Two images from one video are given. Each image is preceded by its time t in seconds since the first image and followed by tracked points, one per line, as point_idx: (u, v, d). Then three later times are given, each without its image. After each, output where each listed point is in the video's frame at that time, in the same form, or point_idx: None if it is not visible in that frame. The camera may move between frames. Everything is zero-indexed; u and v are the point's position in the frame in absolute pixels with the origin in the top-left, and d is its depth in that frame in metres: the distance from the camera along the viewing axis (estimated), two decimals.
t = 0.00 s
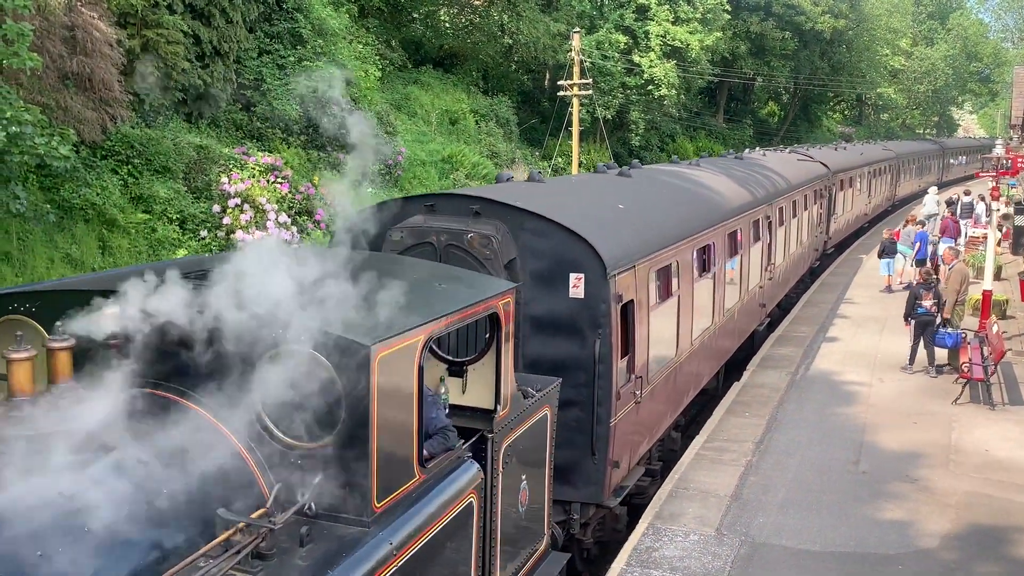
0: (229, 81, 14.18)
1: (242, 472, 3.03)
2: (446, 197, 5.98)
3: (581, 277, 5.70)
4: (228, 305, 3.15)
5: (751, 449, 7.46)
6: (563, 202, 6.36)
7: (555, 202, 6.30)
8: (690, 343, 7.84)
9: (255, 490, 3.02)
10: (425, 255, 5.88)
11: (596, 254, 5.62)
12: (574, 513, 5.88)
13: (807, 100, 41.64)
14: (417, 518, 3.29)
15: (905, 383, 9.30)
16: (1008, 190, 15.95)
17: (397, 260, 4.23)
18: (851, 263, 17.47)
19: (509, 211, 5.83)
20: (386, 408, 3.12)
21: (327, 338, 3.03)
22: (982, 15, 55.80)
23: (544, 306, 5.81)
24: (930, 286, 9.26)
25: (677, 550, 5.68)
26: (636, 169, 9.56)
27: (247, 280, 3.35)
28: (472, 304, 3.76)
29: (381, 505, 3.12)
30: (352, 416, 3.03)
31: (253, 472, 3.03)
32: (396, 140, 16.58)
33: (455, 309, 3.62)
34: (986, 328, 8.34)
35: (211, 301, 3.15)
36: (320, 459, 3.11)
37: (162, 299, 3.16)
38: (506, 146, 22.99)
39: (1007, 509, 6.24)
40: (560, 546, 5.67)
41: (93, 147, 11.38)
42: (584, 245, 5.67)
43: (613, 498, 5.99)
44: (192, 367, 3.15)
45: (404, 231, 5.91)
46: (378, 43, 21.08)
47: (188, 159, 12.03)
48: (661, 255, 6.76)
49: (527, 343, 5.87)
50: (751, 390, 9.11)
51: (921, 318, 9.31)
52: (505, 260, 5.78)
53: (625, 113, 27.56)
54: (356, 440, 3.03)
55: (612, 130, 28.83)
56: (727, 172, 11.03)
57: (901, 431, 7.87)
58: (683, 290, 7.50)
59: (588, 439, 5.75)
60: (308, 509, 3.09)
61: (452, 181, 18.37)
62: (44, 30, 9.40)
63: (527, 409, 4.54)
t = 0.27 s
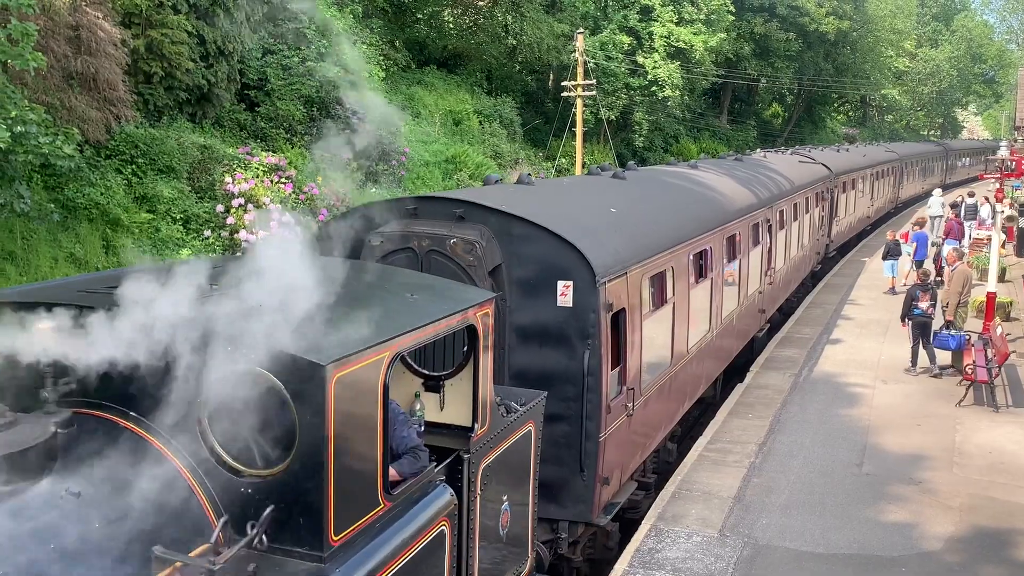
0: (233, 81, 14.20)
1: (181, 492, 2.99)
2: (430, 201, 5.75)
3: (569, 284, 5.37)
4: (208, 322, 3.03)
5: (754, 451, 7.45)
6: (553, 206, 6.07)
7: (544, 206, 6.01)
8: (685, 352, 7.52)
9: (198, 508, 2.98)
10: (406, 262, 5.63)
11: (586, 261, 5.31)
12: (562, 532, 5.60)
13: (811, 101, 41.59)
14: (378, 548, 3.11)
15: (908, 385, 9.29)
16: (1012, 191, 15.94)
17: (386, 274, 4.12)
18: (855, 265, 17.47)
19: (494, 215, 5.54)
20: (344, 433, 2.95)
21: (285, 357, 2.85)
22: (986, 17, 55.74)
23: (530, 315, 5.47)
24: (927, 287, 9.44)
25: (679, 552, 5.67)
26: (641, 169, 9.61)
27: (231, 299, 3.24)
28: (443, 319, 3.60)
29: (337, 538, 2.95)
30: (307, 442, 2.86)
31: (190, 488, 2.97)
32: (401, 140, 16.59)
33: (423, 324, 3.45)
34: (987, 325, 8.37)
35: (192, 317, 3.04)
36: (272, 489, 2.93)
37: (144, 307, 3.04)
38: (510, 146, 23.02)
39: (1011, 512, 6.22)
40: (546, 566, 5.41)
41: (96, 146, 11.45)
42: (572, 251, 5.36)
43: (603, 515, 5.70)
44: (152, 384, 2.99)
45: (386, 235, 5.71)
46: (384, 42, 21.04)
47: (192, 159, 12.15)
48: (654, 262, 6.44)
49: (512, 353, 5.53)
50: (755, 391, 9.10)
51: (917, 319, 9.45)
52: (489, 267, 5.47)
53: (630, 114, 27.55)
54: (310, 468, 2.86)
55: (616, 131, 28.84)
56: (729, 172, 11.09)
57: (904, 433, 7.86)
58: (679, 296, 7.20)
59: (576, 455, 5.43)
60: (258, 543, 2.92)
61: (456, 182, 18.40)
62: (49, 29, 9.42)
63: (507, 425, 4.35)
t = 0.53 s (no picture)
0: (240, 81, 14.21)
1: (121, 502, 2.91)
2: (413, 204, 5.49)
3: (557, 292, 5.09)
4: (169, 330, 2.89)
5: (760, 452, 7.44)
6: (543, 209, 5.78)
7: (534, 209, 5.72)
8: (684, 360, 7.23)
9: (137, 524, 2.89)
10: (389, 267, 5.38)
11: (577, 266, 5.03)
12: (551, 551, 5.33)
13: (818, 102, 41.47)
14: None
15: (914, 386, 9.27)
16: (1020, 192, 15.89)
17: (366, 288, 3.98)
18: (862, 266, 17.44)
19: (481, 219, 5.25)
20: (299, 459, 2.77)
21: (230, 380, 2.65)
22: (994, 17, 55.55)
23: (518, 323, 5.20)
24: (929, 289, 9.45)
25: (684, 553, 5.67)
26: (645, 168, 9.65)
27: (202, 308, 3.11)
28: (412, 333, 3.42)
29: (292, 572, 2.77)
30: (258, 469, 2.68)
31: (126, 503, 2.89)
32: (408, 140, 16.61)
33: (396, 338, 3.31)
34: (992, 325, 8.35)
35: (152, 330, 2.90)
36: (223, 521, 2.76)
37: (112, 318, 2.93)
38: (516, 146, 23.02)
39: (1017, 514, 6.21)
40: None
41: (104, 144, 11.56)
42: (562, 255, 5.08)
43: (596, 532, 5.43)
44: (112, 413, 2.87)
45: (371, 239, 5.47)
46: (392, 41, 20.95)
47: (199, 158, 12.19)
48: (649, 266, 6.13)
49: (501, 364, 5.24)
50: (761, 393, 9.09)
51: (921, 320, 9.40)
52: (476, 273, 5.17)
53: (636, 114, 27.50)
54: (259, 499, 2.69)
55: (622, 131, 28.81)
56: (735, 173, 11.06)
57: (910, 435, 7.83)
58: (676, 302, 6.90)
59: (566, 470, 5.15)
60: None
61: (463, 182, 18.41)
62: (57, 29, 9.47)
63: (487, 442, 4.21)
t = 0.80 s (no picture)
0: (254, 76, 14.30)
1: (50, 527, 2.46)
2: (403, 203, 5.25)
3: (552, 297, 4.88)
4: (119, 326, 2.66)
5: (770, 452, 7.42)
6: (541, 209, 5.56)
7: (531, 209, 5.51)
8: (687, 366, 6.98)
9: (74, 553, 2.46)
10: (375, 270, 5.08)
11: (572, 269, 4.82)
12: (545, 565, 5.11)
13: (832, 102, 41.24)
14: None
15: (927, 387, 9.23)
16: None
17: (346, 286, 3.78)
18: (874, 266, 17.37)
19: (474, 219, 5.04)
20: (254, 483, 2.58)
21: (176, 393, 2.46)
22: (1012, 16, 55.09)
23: (511, 329, 4.97)
24: (942, 290, 9.39)
25: (693, 552, 5.67)
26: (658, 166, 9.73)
27: (160, 303, 2.90)
28: (389, 342, 3.22)
29: None
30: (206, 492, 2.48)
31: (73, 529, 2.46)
32: (418, 136, 16.89)
33: (367, 351, 3.10)
34: (1004, 328, 8.25)
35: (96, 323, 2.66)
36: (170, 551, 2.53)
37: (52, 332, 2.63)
38: (529, 144, 23.03)
39: None
40: None
41: (118, 139, 11.94)
42: (556, 258, 4.87)
43: (592, 547, 5.20)
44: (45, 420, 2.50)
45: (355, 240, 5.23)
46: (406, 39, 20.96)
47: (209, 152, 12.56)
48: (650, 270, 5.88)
49: (493, 371, 5.02)
50: (772, 392, 9.06)
51: (932, 322, 9.37)
52: (467, 276, 4.96)
53: (649, 112, 27.42)
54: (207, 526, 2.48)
55: (635, 129, 28.75)
56: (748, 172, 10.96)
57: (922, 436, 7.80)
58: (681, 306, 6.65)
59: (560, 483, 4.93)
60: None
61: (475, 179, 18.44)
62: (72, 22, 9.50)
63: (475, 455, 4.00)
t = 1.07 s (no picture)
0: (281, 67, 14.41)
1: None
2: (404, 198, 4.98)
3: (558, 297, 4.72)
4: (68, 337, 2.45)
5: (792, 449, 7.39)
6: (549, 206, 5.34)
7: (539, 205, 5.28)
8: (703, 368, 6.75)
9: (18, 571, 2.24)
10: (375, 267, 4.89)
11: (580, 268, 4.65)
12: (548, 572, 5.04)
13: (860, 99, 40.73)
14: None
15: (952, 387, 9.15)
16: None
17: (333, 287, 3.60)
18: (900, 264, 17.21)
19: (478, 214, 4.84)
20: (218, 503, 2.43)
21: (138, 408, 2.27)
22: None
23: (515, 331, 4.83)
24: (968, 289, 9.32)
25: (713, 548, 5.67)
26: (684, 162, 9.65)
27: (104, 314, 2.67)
28: (371, 348, 3.06)
29: None
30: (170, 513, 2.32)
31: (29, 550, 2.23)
32: (443, 128, 16.97)
33: (349, 358, 2.95)
34: None
35: (9, 349, 2.31)
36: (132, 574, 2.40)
37: None
38: (554, 138, 23.01)
39: None
40: None
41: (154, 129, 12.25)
42: (563, 257, 4.70)
43: (597, 557, 5.08)
44: None
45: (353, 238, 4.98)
46: (430, 31, 20.93)
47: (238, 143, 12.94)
48: (664, 270, 5.66)
49: (496, 374, 4.88)
50: (795, 390, 9.01)
51: (961, 321, 9.25)
52: (470, 276, 4.77)
53: (675, 107, 27.25)
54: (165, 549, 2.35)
55: (661, 124, 28.58)
56: (774, 167, 10.88)
57: (946, 436, 7.73)
58: (697, 309, 6.39)
59: (566, 492, 4.83)
60: None
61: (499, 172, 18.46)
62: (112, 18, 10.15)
63: (469, 467, 3.92)
